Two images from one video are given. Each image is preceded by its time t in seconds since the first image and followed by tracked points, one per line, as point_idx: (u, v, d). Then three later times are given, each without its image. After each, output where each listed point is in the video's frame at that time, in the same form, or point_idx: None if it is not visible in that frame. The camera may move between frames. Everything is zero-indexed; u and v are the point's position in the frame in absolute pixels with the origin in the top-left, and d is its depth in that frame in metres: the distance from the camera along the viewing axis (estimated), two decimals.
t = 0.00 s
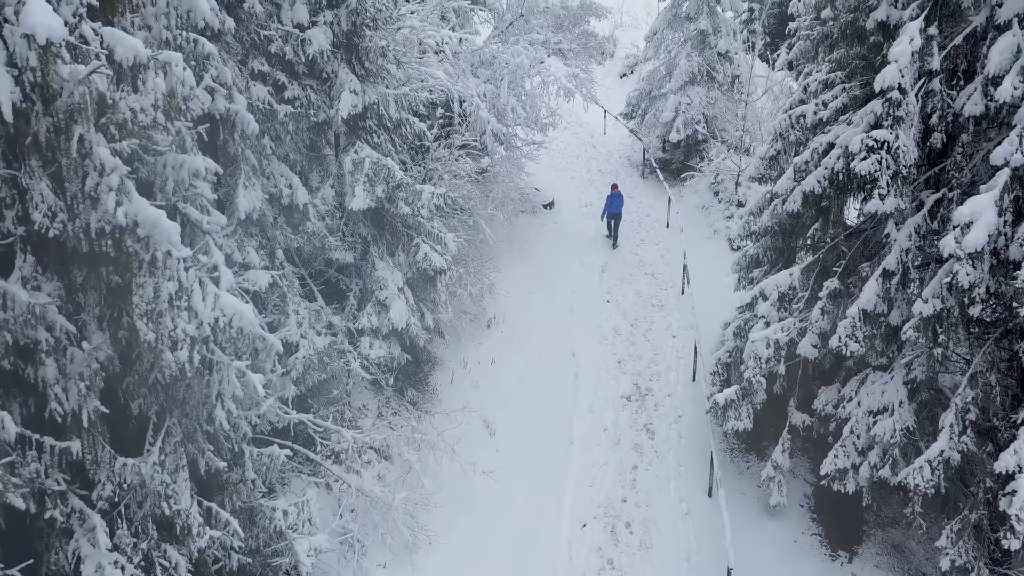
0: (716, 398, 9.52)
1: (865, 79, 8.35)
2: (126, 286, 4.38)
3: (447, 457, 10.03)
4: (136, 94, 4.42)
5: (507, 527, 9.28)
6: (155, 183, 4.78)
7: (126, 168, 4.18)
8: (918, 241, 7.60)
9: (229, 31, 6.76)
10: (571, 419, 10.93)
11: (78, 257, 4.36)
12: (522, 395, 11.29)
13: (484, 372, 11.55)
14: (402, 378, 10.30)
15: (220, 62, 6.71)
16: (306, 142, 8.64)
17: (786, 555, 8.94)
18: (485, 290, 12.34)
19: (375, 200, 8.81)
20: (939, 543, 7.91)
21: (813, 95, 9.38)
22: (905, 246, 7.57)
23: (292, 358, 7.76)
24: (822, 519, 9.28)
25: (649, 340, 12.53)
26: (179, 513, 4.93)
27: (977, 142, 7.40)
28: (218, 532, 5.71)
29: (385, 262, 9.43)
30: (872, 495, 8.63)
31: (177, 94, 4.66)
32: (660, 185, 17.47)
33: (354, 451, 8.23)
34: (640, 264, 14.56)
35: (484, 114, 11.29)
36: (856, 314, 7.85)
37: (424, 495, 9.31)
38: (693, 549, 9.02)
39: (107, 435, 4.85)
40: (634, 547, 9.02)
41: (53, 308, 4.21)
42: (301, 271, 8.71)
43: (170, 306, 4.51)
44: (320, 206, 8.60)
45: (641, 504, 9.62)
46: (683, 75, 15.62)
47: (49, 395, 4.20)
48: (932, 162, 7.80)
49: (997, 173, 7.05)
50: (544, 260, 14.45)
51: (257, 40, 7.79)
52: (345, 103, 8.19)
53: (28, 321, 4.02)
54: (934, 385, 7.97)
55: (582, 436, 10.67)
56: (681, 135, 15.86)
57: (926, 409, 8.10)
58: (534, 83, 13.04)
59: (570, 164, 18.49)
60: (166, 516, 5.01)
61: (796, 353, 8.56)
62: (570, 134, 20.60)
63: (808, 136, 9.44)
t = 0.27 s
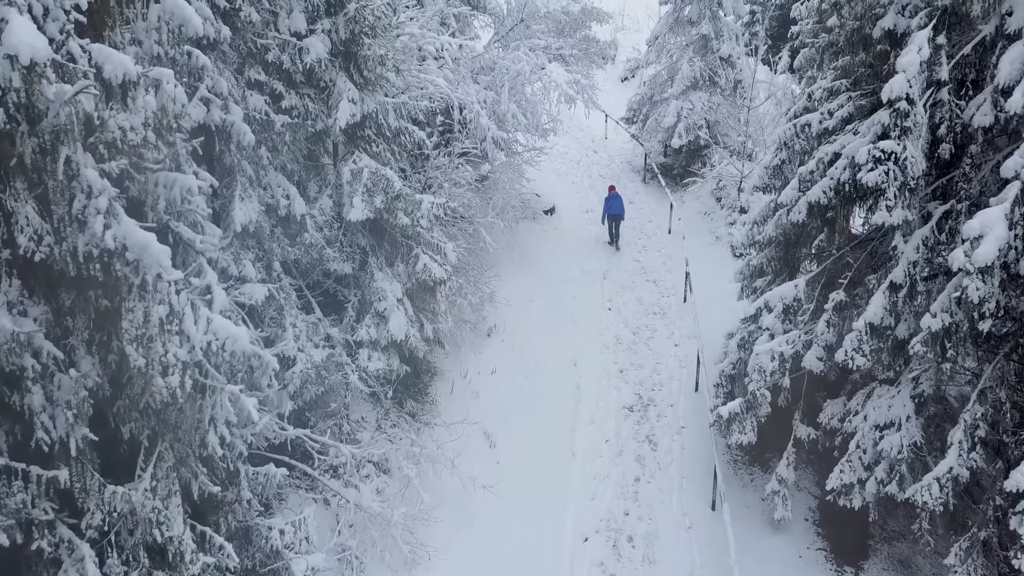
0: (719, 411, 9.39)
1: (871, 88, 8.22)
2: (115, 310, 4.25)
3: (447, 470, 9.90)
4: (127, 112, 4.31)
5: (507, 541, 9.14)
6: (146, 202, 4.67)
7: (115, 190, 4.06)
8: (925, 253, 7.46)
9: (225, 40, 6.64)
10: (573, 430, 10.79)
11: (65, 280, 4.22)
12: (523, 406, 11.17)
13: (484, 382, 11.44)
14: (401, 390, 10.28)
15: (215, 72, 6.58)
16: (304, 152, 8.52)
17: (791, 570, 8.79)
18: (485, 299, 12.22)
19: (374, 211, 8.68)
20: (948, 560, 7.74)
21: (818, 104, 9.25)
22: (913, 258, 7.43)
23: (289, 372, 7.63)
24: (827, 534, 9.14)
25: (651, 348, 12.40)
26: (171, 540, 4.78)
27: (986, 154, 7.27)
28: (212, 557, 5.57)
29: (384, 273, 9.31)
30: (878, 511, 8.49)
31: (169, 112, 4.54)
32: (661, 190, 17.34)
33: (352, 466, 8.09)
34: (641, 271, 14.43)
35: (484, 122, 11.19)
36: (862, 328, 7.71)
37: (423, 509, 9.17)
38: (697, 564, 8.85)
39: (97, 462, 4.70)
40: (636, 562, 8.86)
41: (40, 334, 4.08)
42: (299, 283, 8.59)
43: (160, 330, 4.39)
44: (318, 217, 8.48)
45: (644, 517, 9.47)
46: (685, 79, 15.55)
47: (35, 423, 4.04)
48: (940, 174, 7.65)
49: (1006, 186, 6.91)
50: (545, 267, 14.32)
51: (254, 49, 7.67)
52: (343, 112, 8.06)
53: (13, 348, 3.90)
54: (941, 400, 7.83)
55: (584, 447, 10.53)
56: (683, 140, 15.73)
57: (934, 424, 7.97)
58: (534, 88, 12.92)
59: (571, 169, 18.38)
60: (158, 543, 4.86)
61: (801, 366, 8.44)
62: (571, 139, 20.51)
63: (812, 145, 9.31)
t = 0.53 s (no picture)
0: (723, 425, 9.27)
1: (878, 98, 8.09)
2: (104, 338, 4.15)
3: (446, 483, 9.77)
4: (116, 132, 4.19)
5: (507, 556, 8.99)
6: (136, 225, 4.56)
7: (103, 213, 3.94)
8: (933, 267, 7.32)
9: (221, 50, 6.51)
10: (574, 442, 10.65)
11: (53, 306, 4.11)
12: (523, 417, 11.04)
13: (484, 393, 11.34)
14: (400, 403, 10.33)
15: (210, 84, 6.45)
16: (302, 163, 8.40)
17: None
18: (485, 309, 12.11)
19: (372, 223, 8.56)
20: None
21: (822, 113, 9.14)
22: (920, 272, 7.30)
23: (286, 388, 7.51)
24: (832, 549, 9.01)
25: (653, 358, 12.27)
26: (162, 570, 4.65)
27: (995, 166, 7.11)
28: None
29: (383, 284, 9.20)
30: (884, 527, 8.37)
31: (160, 132, 4.43)
32: (663, 196, 17.23)
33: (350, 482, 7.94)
34: (643, 278, 14.31)
35: (484, 129, 11.08)
36: (869, 342, 7.58)
37: (422, 524, 9.03)
38: None
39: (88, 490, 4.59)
40: None
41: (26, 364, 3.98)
42: (296, 296, 8.48)
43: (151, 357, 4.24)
44: (317, 229, 8.36)
45: (646, 531, 9.31)
46: (687, 85, 15.43)
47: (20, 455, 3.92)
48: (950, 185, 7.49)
49: (1016, 200, 6.77)
50: (546, 275, 14.21)
51: (251, 58, 7.53)
52: (341, 123, 7.92)
53: None
54: (949, 416, 7.70)
55: (585, 459, 10.39)
56: (685, 146, 15.60)
57: (941, 440, 7.83)
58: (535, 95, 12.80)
59: (571, 175, 18.30)
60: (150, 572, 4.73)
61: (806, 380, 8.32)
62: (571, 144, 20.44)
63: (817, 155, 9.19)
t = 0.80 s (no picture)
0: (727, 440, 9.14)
1: (885, 109, 7.95)
2: (92, 367, 4.15)
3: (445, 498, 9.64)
4: (104, 156, 4.24)
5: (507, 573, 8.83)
6: (127, 248, 4.49)
7: (89, 241, 4.00)
8: (941, 282, 7.17)
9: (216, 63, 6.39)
10: (575, 454, 10.50)
11: (40, 336, 4.10)
12: (523, 429, 10.92)
13: (484, 405, 11.23)
14: (399, 415, 10.25)
15: (204, 96, 6.32)
16: (300, 175, 8.27)
17: None
18: (484, 319, 12.01)
19: (371, 236, 8.42)
20: None
21: (827, 123, 9.01)
22: (928, 287, 7.16)
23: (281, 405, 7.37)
24: (837, 565, 8.88)
25: (655, 368, 12.13)
26: None
27: (1005, 178, 6.96)
28: None
29: (381, 297, 9.08)
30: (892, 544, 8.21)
31: (149, 156, 4.45)
32: (665, 203, 17.10)
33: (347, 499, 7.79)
34: (645, 287, 14.17)
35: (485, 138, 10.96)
36: (876, 358, 7.44)
37: (421, 540, 8.88)
38: None
39: (76, 520, 4.47)
40: None
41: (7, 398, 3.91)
42: (293, 310, 8.34)
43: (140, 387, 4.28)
44: (314, 241, 8.23)
45: (649, 547, 9.14)
46: (689, 90, 15.30)
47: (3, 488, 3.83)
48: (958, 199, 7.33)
49: None
50: (547, 283, 14.08)
51: (247, 70, 7.40)
52: (338, 134, 7.77)
53: None
54: (958, 433, 7.54)
55: (586, 472, 10.24)
56: (687, 152, 15.44)
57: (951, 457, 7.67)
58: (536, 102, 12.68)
59: (572, 180, 18.21)
60: None
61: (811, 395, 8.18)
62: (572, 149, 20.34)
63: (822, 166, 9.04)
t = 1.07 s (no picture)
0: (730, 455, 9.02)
1: (892, 121, 7.82)
2: (80, 401, 4.30)
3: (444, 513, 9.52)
4: (93, 181, 4.27)
5: None
6: (117, 273, 4.52)
7: (74, 272, 4.10)
8: (949, 298, 7.04)
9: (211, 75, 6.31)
10: (576, 468, 10.38)
11: (28, 368, 4.19)
12: (524, 442, 10.80)
13: (485, 417, 11.12)
14: (398, 429, 10.14)
15: (199, 110, 6.21)
16: (297, 188, 8.17)
17: None
18: (485, 329, 11.90)
19: (369, 249, 8.29)
20: None
21: (832, 134, 8.89)
22: (935, 303, 7.03)
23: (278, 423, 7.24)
24: None
25: (658, 379, 12.00)
26: None
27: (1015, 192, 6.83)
28: None
29: (380, 310, 8.95)
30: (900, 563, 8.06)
31: (138, 181, 4.48)
32: (666, 209, 16.97)
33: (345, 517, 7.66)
34: (648, 295, 14.03)
35: (484, 147, 10.84)
36: (882, 375, 7.31)
37: (420, 557, 8.76)
38: None
39: (65, 552, 4.43)
40: None
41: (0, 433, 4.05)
42: (291, 325, 8.22)
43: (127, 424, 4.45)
44: (312, 255, 8.11)
45: (651, 563, 8.99)
46: (691, 96, 15.20)
47: None
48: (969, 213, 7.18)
49: None
50: (548, 292, 13.96)
51: (244, 81, 7.29)
52: (337, 146, 7.64)
53: None
54: (969, 451, 7.38)
55: (587, 486, 10.11)
56: (689, 158, 15.28)
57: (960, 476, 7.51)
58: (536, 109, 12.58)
59: (573, 187, 18.12)
60: None
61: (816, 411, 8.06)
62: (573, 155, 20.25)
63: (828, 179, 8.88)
